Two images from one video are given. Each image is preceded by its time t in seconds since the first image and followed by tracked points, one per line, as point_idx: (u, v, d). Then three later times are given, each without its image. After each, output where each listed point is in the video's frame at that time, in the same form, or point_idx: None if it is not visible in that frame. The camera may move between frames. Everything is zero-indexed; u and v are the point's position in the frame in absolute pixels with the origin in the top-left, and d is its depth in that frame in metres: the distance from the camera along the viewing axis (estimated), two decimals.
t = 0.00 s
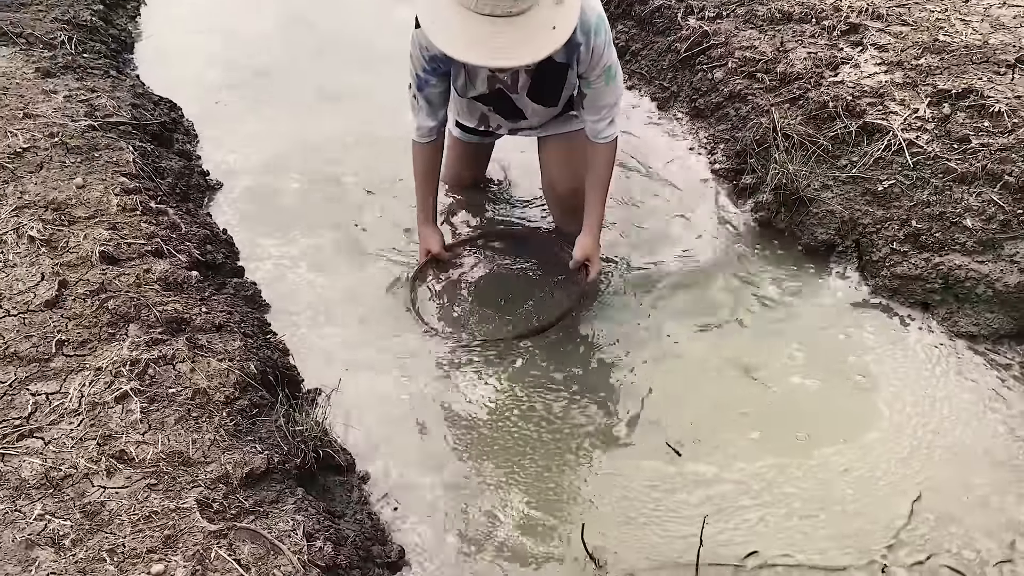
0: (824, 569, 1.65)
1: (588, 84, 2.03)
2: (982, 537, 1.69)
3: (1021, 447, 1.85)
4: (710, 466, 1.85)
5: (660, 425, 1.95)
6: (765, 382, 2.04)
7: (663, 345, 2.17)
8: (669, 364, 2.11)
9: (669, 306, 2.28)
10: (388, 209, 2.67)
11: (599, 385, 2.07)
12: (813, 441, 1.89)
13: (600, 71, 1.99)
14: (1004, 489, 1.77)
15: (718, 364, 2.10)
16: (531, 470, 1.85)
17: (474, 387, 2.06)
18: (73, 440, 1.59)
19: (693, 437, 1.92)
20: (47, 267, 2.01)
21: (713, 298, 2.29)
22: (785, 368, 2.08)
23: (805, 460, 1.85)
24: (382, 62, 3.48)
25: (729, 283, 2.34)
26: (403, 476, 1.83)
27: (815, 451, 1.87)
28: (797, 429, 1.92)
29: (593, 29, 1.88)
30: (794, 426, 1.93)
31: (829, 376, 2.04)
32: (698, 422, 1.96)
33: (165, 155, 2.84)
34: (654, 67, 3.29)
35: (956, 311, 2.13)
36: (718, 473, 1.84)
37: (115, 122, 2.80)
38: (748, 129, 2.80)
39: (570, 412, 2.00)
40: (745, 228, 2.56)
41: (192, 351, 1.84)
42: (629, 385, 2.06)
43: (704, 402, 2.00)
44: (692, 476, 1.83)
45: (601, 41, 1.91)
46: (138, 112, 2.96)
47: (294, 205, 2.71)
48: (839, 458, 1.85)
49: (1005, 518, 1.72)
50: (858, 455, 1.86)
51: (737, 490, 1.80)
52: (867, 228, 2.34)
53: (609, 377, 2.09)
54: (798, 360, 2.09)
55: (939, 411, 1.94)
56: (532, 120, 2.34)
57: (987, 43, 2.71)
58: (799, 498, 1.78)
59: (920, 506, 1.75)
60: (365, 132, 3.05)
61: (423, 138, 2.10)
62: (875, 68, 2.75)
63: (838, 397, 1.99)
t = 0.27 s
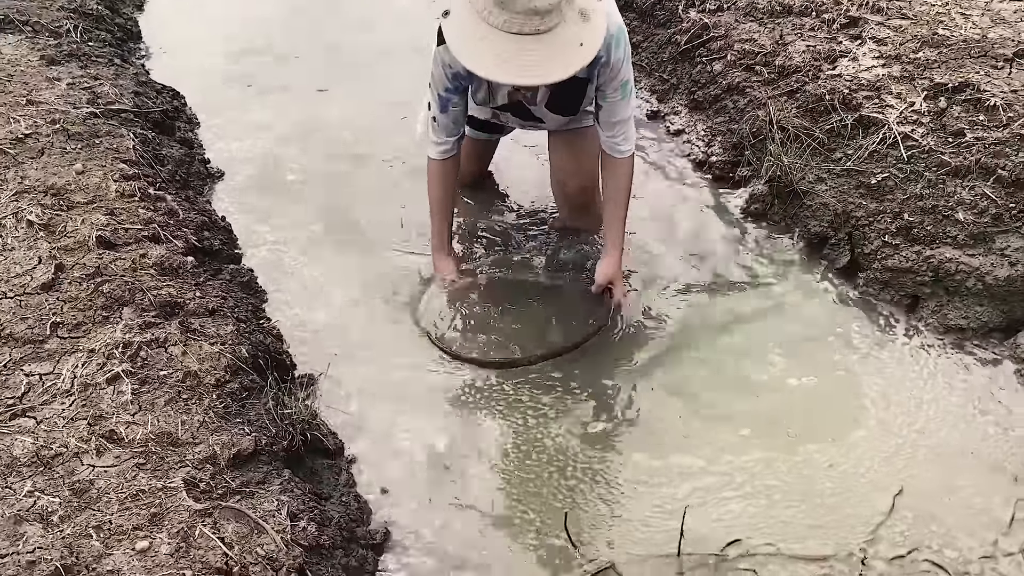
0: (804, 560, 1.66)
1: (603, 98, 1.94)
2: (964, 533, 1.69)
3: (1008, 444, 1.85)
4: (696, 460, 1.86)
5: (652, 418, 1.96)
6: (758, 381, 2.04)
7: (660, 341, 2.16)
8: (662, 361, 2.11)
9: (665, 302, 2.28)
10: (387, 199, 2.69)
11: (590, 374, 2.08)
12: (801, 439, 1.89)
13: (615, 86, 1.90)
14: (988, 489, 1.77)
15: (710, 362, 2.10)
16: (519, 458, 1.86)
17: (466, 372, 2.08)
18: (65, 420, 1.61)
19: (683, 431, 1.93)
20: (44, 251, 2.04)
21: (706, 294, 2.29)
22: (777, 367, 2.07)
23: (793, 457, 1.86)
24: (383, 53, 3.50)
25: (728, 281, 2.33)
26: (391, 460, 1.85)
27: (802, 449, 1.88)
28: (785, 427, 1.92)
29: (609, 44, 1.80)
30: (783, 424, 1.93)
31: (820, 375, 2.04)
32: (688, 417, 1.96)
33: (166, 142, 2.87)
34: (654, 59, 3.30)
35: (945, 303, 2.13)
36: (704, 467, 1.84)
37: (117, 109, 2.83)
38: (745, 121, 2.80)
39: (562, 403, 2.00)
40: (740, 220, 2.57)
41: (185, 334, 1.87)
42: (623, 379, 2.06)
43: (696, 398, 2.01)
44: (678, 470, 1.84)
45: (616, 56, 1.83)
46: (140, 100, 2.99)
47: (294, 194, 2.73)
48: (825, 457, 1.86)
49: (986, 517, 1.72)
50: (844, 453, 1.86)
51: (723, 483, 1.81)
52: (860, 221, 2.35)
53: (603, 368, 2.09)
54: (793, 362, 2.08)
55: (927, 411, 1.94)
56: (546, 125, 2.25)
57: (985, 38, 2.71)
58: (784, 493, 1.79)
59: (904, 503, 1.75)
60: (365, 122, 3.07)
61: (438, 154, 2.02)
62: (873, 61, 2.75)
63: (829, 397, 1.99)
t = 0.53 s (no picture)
0: (784, 552, 1.67)
1: (617, 91, 1.93)
2: (944, 527, 1.69)
3: (993, 439, 1.85)
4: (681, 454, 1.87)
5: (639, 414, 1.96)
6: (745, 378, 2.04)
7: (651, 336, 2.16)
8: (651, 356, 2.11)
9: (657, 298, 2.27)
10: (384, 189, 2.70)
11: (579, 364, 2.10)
12: (786, 436, 1.90)
13: (629, 79, 1.89)
14: (972, 484, 1.77)
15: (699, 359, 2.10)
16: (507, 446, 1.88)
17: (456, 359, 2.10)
18: (57, 398, 1.64)
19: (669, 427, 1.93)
20: (43, 235, 2.07)
21: (697, 290, 2.29)
22: (766, 363, 2.07)
23: (777, 453, 1.86)
24: (386, 44, 3.51)
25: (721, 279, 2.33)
26: (379, 445, 1.88)
27: (787, 445, 1.88)
28: (772, 424, 1.92)
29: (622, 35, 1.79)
30: (771, 422, 1.93)
31: (808, 371, 2.04)
32: (675, 414, 1.96)
33: (168, 130, 2.90)
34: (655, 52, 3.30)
35: (935, 296, 2.14)
36: (688, 461, 1.85)
37: (120, 98, 2.86)
38: (742, 114, 2.81)
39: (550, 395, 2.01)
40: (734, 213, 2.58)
41: (178, 318, 1.90)
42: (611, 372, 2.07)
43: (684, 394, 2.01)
44: (662, 463, 1.85)
45: (629, 48, 1.82)
46: (143, 89, 3.02)
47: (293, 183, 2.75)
48: (809, 452, 1.86)
49: (966, 511, 1.72)
50: (829, 449, 1.86)
51: (707, 477, 1.82)
52: (853, 215, 2.36)
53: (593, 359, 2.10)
54: (783, 359, 2.08)
55: (913, 405, 1.94)
56: (555, 120, 2.23)
57: (984, 33, 2.70)
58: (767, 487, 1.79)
59: (887, 497, 1.76)
60: (365, 112, 3.09)
61: (450, 152, 1.95)
62: (870, 56, 2.75)
63: (816, 394, 1.98)
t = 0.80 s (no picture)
0: (766, 547, 1.68)
1: (620, 78, 1.91)
2: (926, 524, 1.70)
3: (978, 436, 1.85)
4: (668, 450, 1.88)
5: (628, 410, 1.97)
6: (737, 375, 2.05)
7: (646, 335, 2.17)
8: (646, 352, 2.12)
9: (652, 294, 2.28)
10: (384, 183, 2.72)
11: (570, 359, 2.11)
12: (774, 432, 1.90)
13: (631, 65, 1.86)
14: (956, 483, 1.77)
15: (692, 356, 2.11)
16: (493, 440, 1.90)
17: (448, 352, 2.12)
18: (49, 382, 1.67)
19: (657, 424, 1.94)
20: (41, 223, 2.10)
21: (692, 287, 2.29)
22: (758, 360, 2.08)
23: (764, 449, 1.87)
24: (389, 38, 3.53)
25: (717, 276, 2.32)
26: (368, 435, 1.90)
27: (774, 441, 1.89)
28: (762, 423, 1.93)
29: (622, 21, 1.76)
30: (759, 419, 1.94)
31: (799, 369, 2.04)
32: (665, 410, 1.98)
33: (170, 122, 2.93)
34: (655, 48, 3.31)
35: (924, 294, 2.14)
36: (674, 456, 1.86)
37: (123, 90, 2.90)
38: (740, 111, 2.82)
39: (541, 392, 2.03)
40: (729, 208, 2.59)
41: (171, 306, 1.93)
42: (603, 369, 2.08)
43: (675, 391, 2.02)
44: (648, 459, 1.86)
45: (630, 35, 1.79)
46: (146, 81, 3.05)
47: (292, 175, 2.77)
48: (796, 449, 1.87)
49: (948, 508, 1.72)
50: (816, 446, 1.87)
51: (691, 473, 1.83)
52: (846, 211, 2.36)
53: (585, 356, 2.11)
54: (773, 358, 2.08)
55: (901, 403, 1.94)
56: (556, 113, 2.22)
57: (983, 31, 2.70)
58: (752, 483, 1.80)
59: (870, 493, 1.76)
60: (366, 105, 3.11)
61: (449, 138, 1.94)
62: (869, 53, 2.75)
63: (806, 392, 1.98)
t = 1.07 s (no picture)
0: (744, 546, 1.70)
1: (609, 68, 1.93)
2: (906, 524, 1.71)
3: (960, 438, 1.87)
4: (653, 451, 1.90)
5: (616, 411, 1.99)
6: (726, 379, 2.06)
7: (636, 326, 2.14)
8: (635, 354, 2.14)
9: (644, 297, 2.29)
10: (382, 183, 2.75)
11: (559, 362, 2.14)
12: (761, 436, 1.92)
13: (621, 55, 1.88)
14: (936, 484, 1.78)
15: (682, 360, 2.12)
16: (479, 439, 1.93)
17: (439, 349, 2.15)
18: (44, 374, 1.71)
19: (645, 425, 1.96)
20: (42, 219, 2.15)
21: (683, 288, 2.31)
22: (747, 364, 2.09)
23: (749, 452, 1.88)
24: (391, 38, 3.57)
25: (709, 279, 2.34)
26: (356, 430, 1.93)
27: (761, 445, 1.90)
28: (745, 425, 1.94)
29: (613, 12, 1.78)
30: (742, 422, 1.95)
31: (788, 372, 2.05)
32: (653, 412, 1.99)
33: (173, 121, 2.98)
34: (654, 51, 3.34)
35: (909, 296, 2.17)
36: (659, 457, 1.88)
37: (127, 89, 2.95)
38: (735, 113, 2.84)
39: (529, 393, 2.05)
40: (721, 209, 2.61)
41: (166, 301, 1.97)
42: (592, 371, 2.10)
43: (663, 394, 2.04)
44: (631, 458, 1.88)
45: (621, 26, 1.81)
46: (150, 80, 3.10)
47: (292, 173, 2.81)
48: (780, 450, 1.88)
49: (928, 509, 1.73)
50: (801, 448, 1.88)
51: (675, 474, 1.85)
52: (835, 214, 2.38)
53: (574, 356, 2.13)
54: (759, 361, 2.09)
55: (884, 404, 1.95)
56: (548, 112, 2.24)
57: (977, 36, 2.71)
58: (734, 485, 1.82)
59: (853, 493, 1.77)
60: (367, 104, 3.15)
61: (437, 126, 1.97)
62: (863, 57, 2.77)
63: (789, 395, 2.00)
